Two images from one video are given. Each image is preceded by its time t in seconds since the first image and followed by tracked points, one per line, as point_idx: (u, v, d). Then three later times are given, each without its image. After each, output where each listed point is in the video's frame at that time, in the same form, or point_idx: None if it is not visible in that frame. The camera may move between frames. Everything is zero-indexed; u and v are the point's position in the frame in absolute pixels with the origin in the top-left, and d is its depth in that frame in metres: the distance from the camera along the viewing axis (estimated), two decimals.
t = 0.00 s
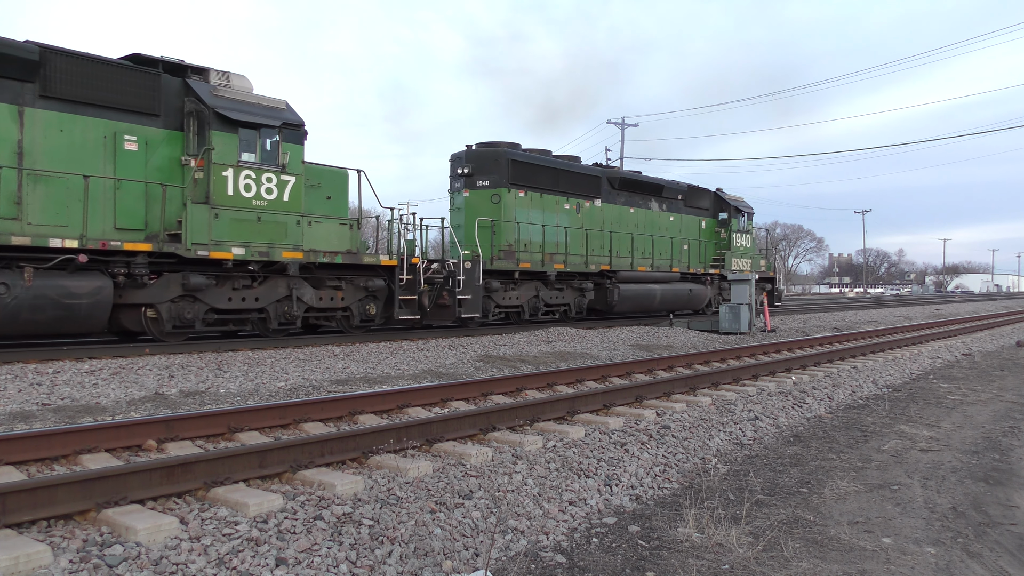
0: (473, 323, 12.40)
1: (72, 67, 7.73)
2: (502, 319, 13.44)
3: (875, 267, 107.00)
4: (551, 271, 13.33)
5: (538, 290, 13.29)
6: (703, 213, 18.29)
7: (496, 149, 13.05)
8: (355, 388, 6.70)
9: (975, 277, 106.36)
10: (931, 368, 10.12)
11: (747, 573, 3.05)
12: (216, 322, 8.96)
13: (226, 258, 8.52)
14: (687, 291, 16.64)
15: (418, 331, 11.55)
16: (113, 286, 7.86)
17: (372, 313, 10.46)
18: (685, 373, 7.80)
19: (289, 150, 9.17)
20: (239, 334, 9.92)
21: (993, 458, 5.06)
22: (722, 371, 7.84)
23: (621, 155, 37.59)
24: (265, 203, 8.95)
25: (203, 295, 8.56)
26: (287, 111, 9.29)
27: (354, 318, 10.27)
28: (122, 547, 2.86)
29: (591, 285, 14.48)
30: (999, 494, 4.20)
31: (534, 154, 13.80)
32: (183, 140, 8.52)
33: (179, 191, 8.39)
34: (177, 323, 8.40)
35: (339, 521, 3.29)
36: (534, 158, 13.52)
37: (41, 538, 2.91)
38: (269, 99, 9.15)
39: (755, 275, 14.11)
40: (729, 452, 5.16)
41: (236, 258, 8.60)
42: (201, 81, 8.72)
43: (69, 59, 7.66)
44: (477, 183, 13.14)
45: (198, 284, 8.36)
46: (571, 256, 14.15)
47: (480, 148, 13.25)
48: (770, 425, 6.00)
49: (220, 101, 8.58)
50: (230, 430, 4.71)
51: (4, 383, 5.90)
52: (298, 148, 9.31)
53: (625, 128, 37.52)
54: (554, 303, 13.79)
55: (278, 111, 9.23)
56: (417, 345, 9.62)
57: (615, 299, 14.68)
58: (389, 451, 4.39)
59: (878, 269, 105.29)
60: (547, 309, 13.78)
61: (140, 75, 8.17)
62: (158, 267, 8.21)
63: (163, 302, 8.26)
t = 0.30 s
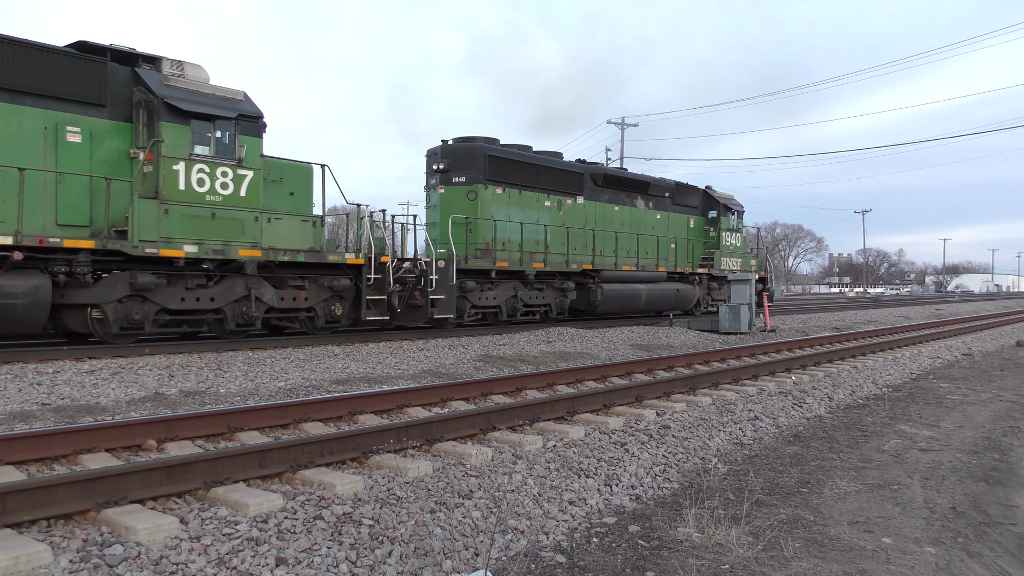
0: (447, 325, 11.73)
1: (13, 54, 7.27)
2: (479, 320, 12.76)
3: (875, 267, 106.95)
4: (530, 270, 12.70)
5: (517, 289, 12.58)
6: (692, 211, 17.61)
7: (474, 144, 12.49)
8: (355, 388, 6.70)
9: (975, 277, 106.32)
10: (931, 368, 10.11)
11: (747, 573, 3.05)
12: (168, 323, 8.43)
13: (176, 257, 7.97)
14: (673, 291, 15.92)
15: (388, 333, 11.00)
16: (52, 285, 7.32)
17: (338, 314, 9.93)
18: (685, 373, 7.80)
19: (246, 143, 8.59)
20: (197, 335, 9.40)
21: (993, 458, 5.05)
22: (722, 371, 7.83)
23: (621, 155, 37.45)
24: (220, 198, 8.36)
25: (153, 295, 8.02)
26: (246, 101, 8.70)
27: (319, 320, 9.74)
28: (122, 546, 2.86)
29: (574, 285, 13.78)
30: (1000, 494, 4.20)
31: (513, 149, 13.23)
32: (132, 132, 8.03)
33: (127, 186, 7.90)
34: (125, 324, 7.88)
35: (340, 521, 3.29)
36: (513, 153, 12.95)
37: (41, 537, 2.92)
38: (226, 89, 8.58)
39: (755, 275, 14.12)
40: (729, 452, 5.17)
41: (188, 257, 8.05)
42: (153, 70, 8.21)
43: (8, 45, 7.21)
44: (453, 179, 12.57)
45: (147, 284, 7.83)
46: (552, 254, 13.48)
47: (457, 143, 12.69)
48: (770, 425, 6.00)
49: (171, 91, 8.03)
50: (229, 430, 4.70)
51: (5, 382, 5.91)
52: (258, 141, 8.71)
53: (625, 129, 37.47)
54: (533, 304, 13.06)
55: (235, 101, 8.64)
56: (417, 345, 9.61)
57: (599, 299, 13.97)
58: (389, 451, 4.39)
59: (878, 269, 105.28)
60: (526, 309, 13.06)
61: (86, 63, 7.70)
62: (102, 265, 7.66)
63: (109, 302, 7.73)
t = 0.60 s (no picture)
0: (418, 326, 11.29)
1: None
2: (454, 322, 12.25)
3: (875, 267, 106.92)
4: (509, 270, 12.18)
5: (493, 289, 12.10)
6: (680, 209, 16.94)
7: (448, 138, 11.97)
8: (355, 388, 6.69)
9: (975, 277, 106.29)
10: (931, 368, 10.10)
11: (747, 573, 3.05)
12: (116, 325, 8.02)
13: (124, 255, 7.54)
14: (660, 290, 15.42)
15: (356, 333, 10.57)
16: None
17: (301, 315, 9.50)
18: (685, 373, 7.80)
19: (198, 135, 8.18)
20: (151, 337, 8.98)
21: (993, 458, 5.05)
22: (722, 371, 7.83)
23: (621, 154, 37.40)
24: (170, 193, 7.98)
25: (96, 295, 7.61)
26: (197, 92, 8.29)
27: (280, 321, 9.31)
28: (122, 546, 2.86)
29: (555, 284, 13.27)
30: (1000, 494, 4.19)
31: (491, 144, 12.71)
32: (75, 122, 7.56)
33: (69, 179, 7.38)
34: (67, 326, 7.47)
35: (339, 521, 3.29)
36: (490, 148, 12.45)
37: (41, 537, 2.92)
38: (177, 78, 8.18)
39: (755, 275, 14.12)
40: (729, 451, 5.17)
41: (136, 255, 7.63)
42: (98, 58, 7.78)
43: None
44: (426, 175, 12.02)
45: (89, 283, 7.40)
46: (531, 253, 12.93)
47: (431, 137, 12.14)
48: (770, 425, 5.99)
49: (117, 80, 7.61)
50: (229, 429, 4.70)
51: (5, 382, 5.91)
52: (211, 133, 8.32)
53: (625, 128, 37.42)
54: (511, 304, 12.58)
55: (186, 92, 8.21)
56: (417, 345, 9.61)
57: (581, 299, 13.43)
58: (389, 451, 4.39)
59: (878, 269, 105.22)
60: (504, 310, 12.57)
61: (25, 49, 7.22)
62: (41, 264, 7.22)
63: (49, 303, 7.31)
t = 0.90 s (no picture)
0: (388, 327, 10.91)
1: None
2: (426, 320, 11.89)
3: (875, 267, 106.93)
4: (484, 269, 11.78)
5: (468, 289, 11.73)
6: (667, 207, 16.59)
7: (422, 133, 11.62)
8: (355, 388, 6.70)
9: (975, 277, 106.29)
10: (931, 368, 10.10)
11: (747, 573, 3.05)
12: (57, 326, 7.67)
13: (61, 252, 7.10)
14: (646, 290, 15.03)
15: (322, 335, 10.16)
16: None
17: (259, 316, 9.10)
18: (685, 373, 7.80)
19: (145, 127, 7.74)
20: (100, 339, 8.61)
21: (993, 458, 5.05)
22: (722, 371, 7.83)
23: (622, 154, 37.35)
24: (114, 187, 7.53)
25: (34, 295, 7.25)
26: (144, 82, 7.75)
27: (236, 322, 8.92)
28: (122, 546, 2.86)
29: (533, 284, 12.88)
30: (1000, 494, 4.19)
31: (468, 139, 12.34)
32: (11, 112, 7.07)
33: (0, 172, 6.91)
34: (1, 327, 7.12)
35: (339, 521, 3.29)
36: (466, 143, 12.08)
37: (41, 537, 2.92)
38: (123, 67, 7.65)
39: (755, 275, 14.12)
40: (729, 451, 5.17)
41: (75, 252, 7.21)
42: (37, 43, 7.27)
43: None
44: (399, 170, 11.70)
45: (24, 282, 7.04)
46: (508, 252, 12.56)
47: (405, 132, 11.83)
48: (770, 425, 6.00)
49: (55, 68, 7.09)
50: (229, 429, 4.71)
51: (5, 382, 5.91)
52: (159, 125, 7.87)
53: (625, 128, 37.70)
54: (487, 304, 12.20)
55: (133, 81, 7.68)
56: (417, 345, 9.60)
57: (561, 300, 13.03)
58: (389, 451, 4.39)
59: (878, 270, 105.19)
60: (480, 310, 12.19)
61: None
62: None
63: None
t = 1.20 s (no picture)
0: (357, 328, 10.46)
1: None
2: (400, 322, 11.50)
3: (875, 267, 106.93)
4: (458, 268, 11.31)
5: (441, 289, 11.29)
6: (653, 205, 16.04)
7: (392, 127, 11.12)
8: (355, 388, 6.69)
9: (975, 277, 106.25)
10: (932, 368, 10.09)
11: (747, 573, 3.05)
12: None
13: None
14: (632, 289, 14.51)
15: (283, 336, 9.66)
16: None
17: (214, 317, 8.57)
18: (686, 373, 7.80)
19: (87, 118, 7.26)
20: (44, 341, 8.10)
21: (993, 458, 5.04)
22: (722, 371, 7.83)
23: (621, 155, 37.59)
24: (52, 181, 7.02)
25: None
26: (87, 71, 7.26)
27: (189, 324, 8.40)
28: (122, 546, 2.86)
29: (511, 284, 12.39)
30: (1000, 494, 4.19)
31: (442, 134, 11.85)
32: None
33: None
34: None
35: (339, 521, 3.29)
36: (439, 138, 11.59)
37: (41, 537, 2.92)
38: (64, 54, 7.13)
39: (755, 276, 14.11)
40: (729, 451, 5.17)
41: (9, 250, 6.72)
42: None
43: None
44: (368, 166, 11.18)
45: None
46: (484, 251, 12.12)
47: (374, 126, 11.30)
48: (770, 425, 6.00)
49: None
50: (229, 429, 4.71)
51: (5, 382, 5.91)
52: (103, 115, 7.38)
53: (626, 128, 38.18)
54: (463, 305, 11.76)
55: (74, 68, 7.16)
56: (417, 345, 9.60)
57: (540, 300, 12.57)
58: (389, 450, 4.39)
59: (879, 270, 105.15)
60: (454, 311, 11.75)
61: None
62: None
63: None
